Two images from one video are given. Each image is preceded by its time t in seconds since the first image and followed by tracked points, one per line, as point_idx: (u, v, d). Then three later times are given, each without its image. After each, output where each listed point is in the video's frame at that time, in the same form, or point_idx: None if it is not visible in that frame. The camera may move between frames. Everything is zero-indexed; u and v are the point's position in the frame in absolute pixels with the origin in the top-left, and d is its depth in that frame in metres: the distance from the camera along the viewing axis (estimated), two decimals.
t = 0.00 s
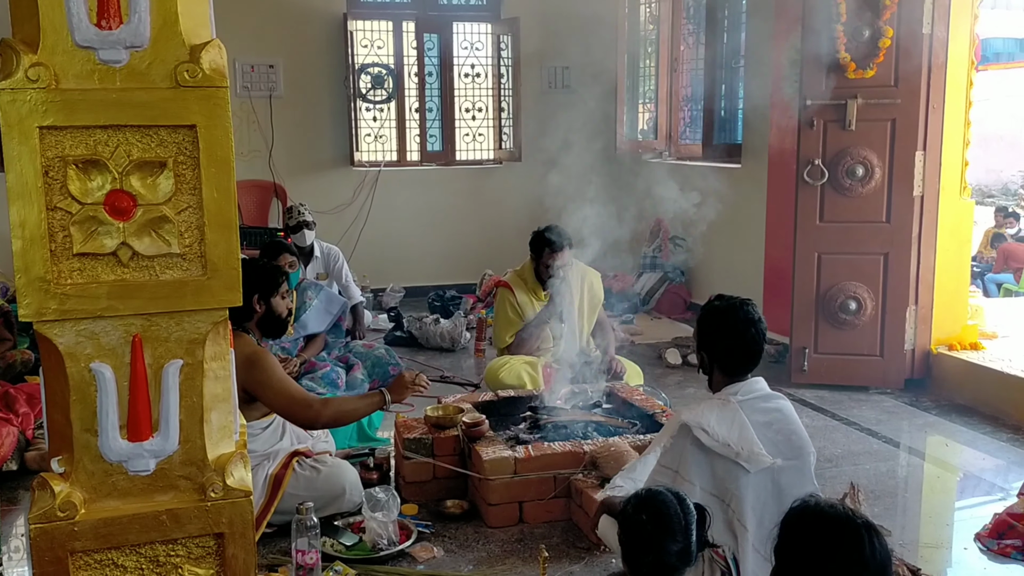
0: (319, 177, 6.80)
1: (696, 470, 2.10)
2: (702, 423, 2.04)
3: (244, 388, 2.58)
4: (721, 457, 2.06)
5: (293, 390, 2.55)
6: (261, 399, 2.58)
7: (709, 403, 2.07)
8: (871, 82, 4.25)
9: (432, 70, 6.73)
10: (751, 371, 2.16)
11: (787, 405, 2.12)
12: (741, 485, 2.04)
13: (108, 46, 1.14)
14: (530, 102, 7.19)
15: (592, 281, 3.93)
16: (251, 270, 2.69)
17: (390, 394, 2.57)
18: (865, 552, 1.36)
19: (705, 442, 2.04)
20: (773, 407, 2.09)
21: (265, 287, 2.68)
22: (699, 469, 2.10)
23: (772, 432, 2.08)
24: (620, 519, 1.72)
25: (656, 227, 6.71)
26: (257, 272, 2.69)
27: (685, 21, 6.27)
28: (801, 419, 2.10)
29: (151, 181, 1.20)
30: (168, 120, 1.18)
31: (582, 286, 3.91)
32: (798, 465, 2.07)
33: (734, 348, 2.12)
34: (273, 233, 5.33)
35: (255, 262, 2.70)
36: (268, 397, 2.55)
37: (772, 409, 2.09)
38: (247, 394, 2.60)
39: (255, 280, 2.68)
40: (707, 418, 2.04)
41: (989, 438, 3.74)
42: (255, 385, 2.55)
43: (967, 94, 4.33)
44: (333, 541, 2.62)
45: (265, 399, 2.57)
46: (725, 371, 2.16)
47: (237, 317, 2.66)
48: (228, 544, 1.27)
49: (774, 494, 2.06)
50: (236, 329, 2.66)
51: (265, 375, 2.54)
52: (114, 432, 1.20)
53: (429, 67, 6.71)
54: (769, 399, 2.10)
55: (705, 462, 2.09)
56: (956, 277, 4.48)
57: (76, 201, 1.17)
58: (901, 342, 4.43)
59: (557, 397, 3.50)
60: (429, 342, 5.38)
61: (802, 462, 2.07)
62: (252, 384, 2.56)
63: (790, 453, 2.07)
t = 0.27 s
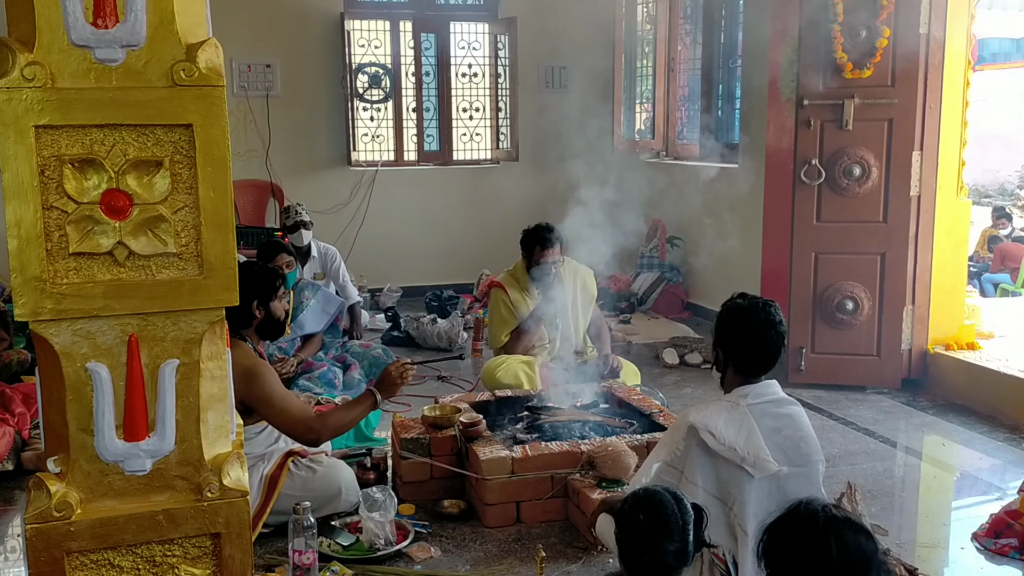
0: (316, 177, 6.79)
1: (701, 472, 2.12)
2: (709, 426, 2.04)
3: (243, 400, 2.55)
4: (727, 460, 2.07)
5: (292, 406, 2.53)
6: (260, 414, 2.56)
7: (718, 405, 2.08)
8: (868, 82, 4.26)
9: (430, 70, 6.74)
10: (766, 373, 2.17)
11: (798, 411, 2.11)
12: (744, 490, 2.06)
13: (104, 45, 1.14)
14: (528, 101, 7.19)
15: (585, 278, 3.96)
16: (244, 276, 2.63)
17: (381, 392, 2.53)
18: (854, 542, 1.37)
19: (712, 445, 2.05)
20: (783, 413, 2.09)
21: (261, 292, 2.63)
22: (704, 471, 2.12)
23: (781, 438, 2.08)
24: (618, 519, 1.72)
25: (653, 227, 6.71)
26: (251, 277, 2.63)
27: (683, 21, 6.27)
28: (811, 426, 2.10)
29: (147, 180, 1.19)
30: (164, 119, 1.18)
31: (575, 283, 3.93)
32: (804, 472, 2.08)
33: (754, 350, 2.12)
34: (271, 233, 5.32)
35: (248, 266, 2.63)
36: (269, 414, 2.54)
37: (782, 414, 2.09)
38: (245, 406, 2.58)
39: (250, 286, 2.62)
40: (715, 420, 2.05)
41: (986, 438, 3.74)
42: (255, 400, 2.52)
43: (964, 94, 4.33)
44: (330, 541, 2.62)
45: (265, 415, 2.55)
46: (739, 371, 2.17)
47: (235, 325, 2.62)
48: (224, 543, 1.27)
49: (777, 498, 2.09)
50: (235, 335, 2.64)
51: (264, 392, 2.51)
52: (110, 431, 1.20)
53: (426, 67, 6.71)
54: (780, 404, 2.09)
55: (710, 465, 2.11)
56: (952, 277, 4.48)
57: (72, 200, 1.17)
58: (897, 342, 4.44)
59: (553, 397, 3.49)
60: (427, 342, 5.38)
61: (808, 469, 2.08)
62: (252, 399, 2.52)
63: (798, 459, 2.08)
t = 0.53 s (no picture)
0: (316, 176, 6.79)
1: (706, 473, 2.12)
2: (716, 427, 2.05)
3: (250, 413, 2.51)
4: (733, 462, 2.08)
5: (297, 428, 2.56)
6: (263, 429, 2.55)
7: (726, 406, 2.09)
8: (868, 82, 4.26)
9: (430, 69, 6.74)
10: (776, 376, 2.17)
11: (808, 416, 2.11)
12: (749, 493, 2.06)
13: (105, 45, 1.14)
14: (528, 101, 7.18)
15: (584, 278, 3.96)
16: (255, 286, 2.56)
17: (374, 417, 2.70)
18: (839, 538, 1.38)
19: (718, 446, 2.05)
20: (792, 417, 2.08)
21: (274, 302, 2.57)
22: (709, 472, 2.12)
23: (788, 442, 2.08)
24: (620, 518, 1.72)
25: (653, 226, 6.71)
26: (263, 288, 2.56)
27: (683, 21, 6.27)
28: (821, 432, 2.10)
29: (148, 180, 1.19)
30: (165, 120, 1.18)
31: (575, 283, 3.92)
32: (810, 477, 2.07)
33: (766, 353, 2.13)
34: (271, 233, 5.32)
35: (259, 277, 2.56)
36: (273, 433, 2.54)
37: (792, 419, 2.09)
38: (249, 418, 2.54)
39: (261, 297, 2.56)
40: (722, 421, 2.06)
41: (986, 438, 3.75)
42: (265, 417, 2.51)
43: (964, 94, 4.32)
44: (330, 541, 2.62)
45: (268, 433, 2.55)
46: (749, 371, 2.17)
47: (247, 337, 2.56)
48: (225, 543, 1.27)
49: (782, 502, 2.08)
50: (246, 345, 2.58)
51: (275, 412, 2.51)
52: (111, 431, 1.20)
53: (426, 67, 6.72)
54: (789, 408, 2.09)
55: (715, 466, 2.12)
56: (953, 277, 4.48)
57: (73, 200, 1.17)
58: (897, 341, 4.44)
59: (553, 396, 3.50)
60: (427, 342, 5.38)
61: (815, 475, 2.07)
62: (262, 415, 2.50)
63: (805, 464, 2.07)
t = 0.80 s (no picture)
0: (316, 175, 6.79)
1: (706, 471, 2.12)
2: (716, 425, 2.05)
3: (258, 414, 2.54)
4: (733, 460, 2.08)
5: (302, 431, 2.56)
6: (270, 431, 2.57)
7: (727, 405, 2.09)
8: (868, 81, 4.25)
9: (430, 68, 6.74)
10: (779, 375, 2.17)
11: (809, 417, 2.11)
12: (747, 491, 2.06)
13: (104, 43, 1.14)
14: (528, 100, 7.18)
15: (588, 279, 3.96)
16: (278, 292, 2.56)
17: (377, 423, 2.68)
18: (833, 535, 1.39)
19: (718, 444, 2.05)
20: (794, 417, 2.08)
21: (292, 311, 2.57)
22: (709, 470, 2.12)
23: (789, 441, 2.08)
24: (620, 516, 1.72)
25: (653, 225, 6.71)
26: (284, 295, 2.56)
27: (682, 20, 6.27)
28: (822, 432, 2.10)
29: (147, 179, 1.19)
30: (165, 118, 1.18)
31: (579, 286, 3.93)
32: (810, 477, 2.08)
33: (770, 351, 2.13)
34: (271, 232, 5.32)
35: (282, 283, 2.55)
36: (278, 435, 2.54)
37: (793, 419, 2.09)
38: (257, 420, 2.57)
39: (281, 303, 2.56)
40: (723, 419, 2.06)
41: (986, 436, 3.75)
42: (273, 418, 2.53)
43: (964, 92, 4.33)
44: (330, 539, 2.62)
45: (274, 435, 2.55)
46: (752, 369, 2.17)
47: (263, 340, 2.58)
48: (225, 542, 1.27)
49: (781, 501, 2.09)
50: (260, 348, 2.59)
51: (282, 412, 2.52)
52: (111, 430, 1.20)
53: (426, 66, 6.72)
54: (791, 408, 2.09)
55: (715, 464, 2.12)
56: (952, 276, 4.48)
57: (72, 199, 1.17)
58: (897, 340, 4.44)
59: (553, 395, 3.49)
60: (427, 341, 5.38)
61: (815, 475, 2.08)
62: (269, 416, 2.53)
63: (805, 464, 2.08)
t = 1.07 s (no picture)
0: (314, 172, 6.78)
1: (705, 466, 2.12)
2: (716, 420, 2.05)
3: (262, 411, 2.56)
4: (732, 456, 2.07)
5: (304, 429, 2.56)
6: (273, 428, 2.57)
7: (727, 401, 2.09)
8: (867, 78, 4.25)
9: (428, 65, 6.73)
10: (779, 371, 2.17)
11: (809, 414, 2.11)
12: (746, 487, 2.06)
13: (102, 40, 1.14)
14: (526, 97, 7.16)
15: (591, 280, 3.98)
16: (289, 294, 2.55)
17: (378, 422, 2.67)
18: (832, 532, 1.39)
19: (717, 439, 2.05)
20: (793, 414, 2.08)
21: (300, 315, 2.56)
22: (708, 465, 2.11)
23: (789, 438, 2.08)
24: (620, 512, 1.72)
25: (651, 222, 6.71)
26: (294, 298, 2.55)
27: (681, 16, 6.27)
28: (821, 429, 2.10)
29: (145, 175, 1.19)
30: (163, 115, 1.17)
31: (582, 288, 3.95)
32: (809, 474, 2.08)
33: (772, 347, 2.12)
34: (269, 229, 5.31)
35: (295, 285, 2.54)
36: (281, 432, 2.54)
37: (793, 416, 2.09)
38: (261, 417, 2.58)
39: (290, 305, 2.55)
40: (722, 415, 2.06)
41: (984, 433, 3.75)
42: (276, 415, 2.53)
43: (964, 89, 4.33)
44: (329, 536, 2.63)
45: (277, 433, 2.56)
46: (752, 365, 2.17)
47: (270, 340, 2.57)
48: (224, 538, 1.27)
49: (779, 498, 2.08)
50: (267, 346, 2.59)
51: (287, 408, 2.53)
52: (109, 427, 1.19)
53: (425, 63, 6.70)
54: (791, 406, 2.09)
55: (715, 460, 2.11)
56: (951, 273, 4.48)
57: (70, 195, 1.17)
58: (896, 337, 4.44)
59: (552, 392, 3.50)
60: (425, 338, 5.38)
61: (814, 472, 2.08)
62: (274, 413, 2.53)
63: (804, 461, 2.08)
